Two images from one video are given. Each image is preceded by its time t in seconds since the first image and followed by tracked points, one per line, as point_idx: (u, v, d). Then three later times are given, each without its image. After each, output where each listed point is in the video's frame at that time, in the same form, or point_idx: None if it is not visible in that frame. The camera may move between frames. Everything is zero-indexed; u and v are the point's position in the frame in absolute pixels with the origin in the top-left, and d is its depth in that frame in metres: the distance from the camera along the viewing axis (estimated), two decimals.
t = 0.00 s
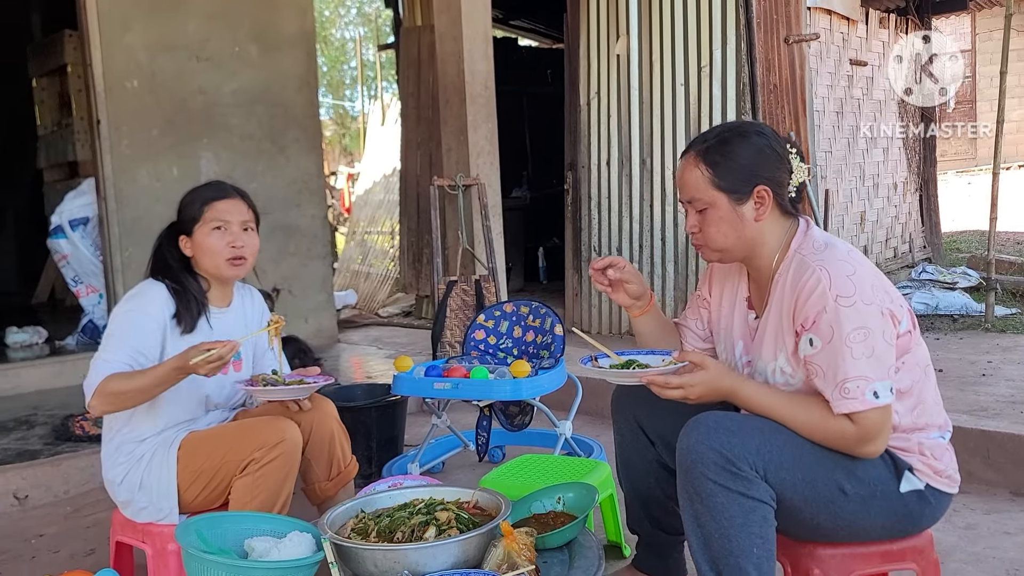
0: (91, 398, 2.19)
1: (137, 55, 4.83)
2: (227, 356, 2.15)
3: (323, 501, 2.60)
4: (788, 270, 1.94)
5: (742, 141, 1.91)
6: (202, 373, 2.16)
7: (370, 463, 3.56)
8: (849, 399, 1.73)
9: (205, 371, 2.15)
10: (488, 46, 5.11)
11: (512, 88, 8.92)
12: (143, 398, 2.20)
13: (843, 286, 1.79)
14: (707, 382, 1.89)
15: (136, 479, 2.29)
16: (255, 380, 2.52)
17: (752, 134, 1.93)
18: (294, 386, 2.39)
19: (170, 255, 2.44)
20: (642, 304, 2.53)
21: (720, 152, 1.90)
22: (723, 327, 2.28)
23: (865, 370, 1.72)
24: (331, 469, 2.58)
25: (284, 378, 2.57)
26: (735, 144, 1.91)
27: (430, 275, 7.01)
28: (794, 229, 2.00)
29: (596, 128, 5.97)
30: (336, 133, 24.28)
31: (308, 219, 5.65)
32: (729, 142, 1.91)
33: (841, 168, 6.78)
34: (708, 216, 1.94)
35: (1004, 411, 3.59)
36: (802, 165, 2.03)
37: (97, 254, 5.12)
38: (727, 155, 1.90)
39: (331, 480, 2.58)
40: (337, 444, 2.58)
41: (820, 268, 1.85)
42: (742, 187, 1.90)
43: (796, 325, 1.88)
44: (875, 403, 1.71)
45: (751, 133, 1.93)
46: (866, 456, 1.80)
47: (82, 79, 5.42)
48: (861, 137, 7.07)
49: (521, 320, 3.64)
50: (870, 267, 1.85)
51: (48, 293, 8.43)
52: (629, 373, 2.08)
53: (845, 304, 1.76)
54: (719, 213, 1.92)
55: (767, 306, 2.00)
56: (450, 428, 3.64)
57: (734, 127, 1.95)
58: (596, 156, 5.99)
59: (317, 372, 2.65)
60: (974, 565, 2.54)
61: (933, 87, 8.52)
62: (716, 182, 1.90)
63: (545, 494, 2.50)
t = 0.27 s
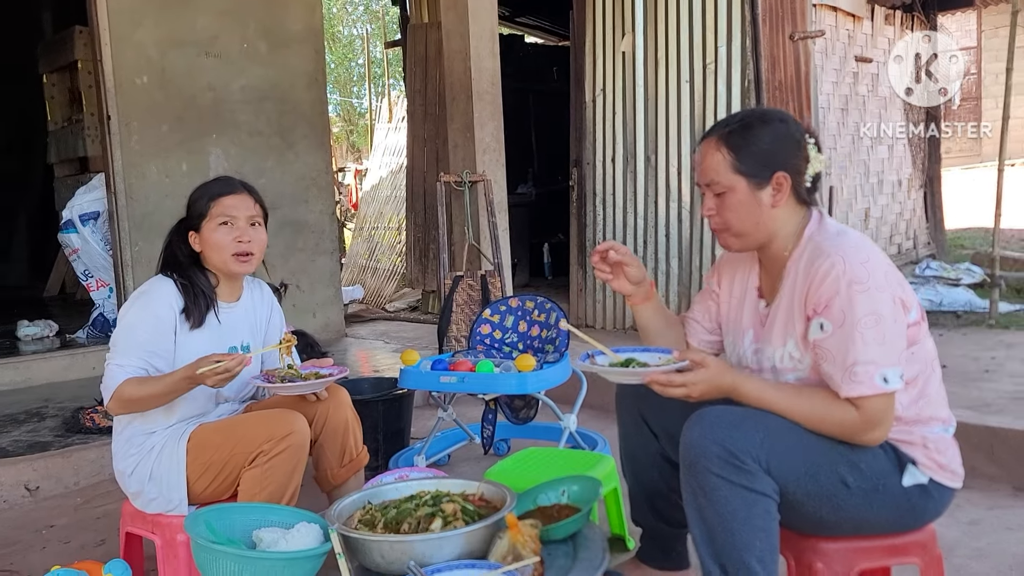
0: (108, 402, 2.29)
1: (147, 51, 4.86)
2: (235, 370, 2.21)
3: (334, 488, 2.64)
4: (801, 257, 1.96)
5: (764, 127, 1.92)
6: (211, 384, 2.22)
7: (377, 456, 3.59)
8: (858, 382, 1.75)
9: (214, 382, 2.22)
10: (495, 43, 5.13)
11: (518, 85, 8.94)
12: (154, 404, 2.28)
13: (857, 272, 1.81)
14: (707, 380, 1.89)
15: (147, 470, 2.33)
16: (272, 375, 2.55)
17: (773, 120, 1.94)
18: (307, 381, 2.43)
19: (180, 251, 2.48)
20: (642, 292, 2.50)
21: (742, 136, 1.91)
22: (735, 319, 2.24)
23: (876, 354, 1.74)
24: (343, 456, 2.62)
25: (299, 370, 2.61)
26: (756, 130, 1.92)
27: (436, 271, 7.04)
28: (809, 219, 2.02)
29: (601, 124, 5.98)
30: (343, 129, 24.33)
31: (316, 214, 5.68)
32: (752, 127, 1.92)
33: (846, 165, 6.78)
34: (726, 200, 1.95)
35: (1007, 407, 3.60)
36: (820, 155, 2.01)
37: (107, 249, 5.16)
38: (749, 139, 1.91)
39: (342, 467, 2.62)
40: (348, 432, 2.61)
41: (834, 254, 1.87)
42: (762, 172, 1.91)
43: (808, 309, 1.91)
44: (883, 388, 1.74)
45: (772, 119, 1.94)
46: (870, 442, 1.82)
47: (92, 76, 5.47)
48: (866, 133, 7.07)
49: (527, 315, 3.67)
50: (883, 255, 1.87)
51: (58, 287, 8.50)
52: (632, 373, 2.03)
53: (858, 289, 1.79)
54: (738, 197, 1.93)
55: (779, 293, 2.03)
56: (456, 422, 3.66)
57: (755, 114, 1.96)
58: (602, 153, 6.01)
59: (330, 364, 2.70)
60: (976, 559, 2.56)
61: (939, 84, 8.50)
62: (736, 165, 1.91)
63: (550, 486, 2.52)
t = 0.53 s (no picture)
0: (116, 397, 2.30)
1: (153, 46, 4.87)
2: (244, 366, 2.23)
3: (340, 481, 2.64)
4: (816, 246, 1.96)
5: (787, 114, 1.90)
6: (220, 381, 2.24)
7: (381, 450, 3.60)
8: (870, 370, 1.75)
9: (222, 378, 2.23)
10: (500, 38, 5.12)
11: (524, 80, 8.93)
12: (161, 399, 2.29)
13: (871, 261, 1.81)
14: (713, 378, 1.91)
15: (152, 464, 2.33)
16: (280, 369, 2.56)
17: (795, 109, 1.92)
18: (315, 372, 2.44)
19: (186, 246, 2.49)
20: (641, 285, 2.47)
21: (764, 122, 1.90)
22: (747, 311, 2.23)
23: (888, 343, 1.74)
24: (349, 450, 2.62)
25: (306, 363, 2.62)
26: (778, 117, 1.90)
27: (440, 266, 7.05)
28: (824, 209, 2.02)
29: (606, 119, 5.98)
30: (348, 125, 24.34)
31: (321, 209, 5.69)
32: (774, 114, 1.90)
33: (851, 161, 6.76)
34: (745, 186, 1.93)
35: (1013, 404, 3.59)
36: (838, 146, 1.99)
37: (113, 243, 5.18)
38: (771, 126, 1.89)
39: (348, 460, 2.62)
40: (354, 426, 2.62)
41: (850, 242, 1.87)
42: (783, 160, 1.89)
43: (820, 297, 1.91)
44: (894, 376, 1.74)
45: (795, 108, 1.93)
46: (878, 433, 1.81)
47: (99, 70, 5.48)
48: (872, 129, 7.05)
49: (532, 310, 3.65)
50: (897, 246, 1.87)
51: (64, 281, 8.53)
52: (636, 373, 2.06)
53: (873, 278, 1.79)
54: (757, 183, 1.92)
55: (792, 282, 2.02)
56: (461, 416, 3.67)
57: (777, 102, 1.94)
58: (607, 148, 6.00)
59: (337, 357, 2.70)
60: (981, 556, 2.55)
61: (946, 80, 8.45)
62: (757, 152, 1.89)
63: (555, 481, 2.52)
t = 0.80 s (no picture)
0: (121, 395, 2.31)
1: (157, 44, 4.87)
2: (249, 367, 2.22)
3: (343, 479, 2.64)
4: (824, 238, 1.96)
5: (801, 108, 1.90)
6: (224, 382, 2.24)
7: (385, 448, 3.61)
8: (869, 359, 1.75)
9: (227, 379, 2.23)
10: (504, 37, 5.12)
11: (527, 80, 8.94)
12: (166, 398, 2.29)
13: (879, 252, 1.81)
14: (712, 367, 1.89)
15: (157, 461, 2.35)
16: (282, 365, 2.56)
17: (811, 104, 1.92)
18: (321, 369, 2.43)
19: (193, 245, 2.49)
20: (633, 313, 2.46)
21: (779, 115, 1.89)
22: (755, 307, 2.24)
23: (890, 333, 1.74)
24: (352, 448, 2.63)
25: (310, 361, 2.62)
26: (793, 110, 1.90)
27: (444, 264, 7.05)
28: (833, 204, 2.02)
29: (610, 118, 5.98)
30: (352, 124, 24.36)
31: (325, 208, 5.70)
32: (789, 108, 1.90)
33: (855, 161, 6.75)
34: (756, 178, 1.93)
35: (1017, 404, 3.58)
36: (848, 146, 2.01)
37: (118, 241, 5.20)
38: (785, 119, 1.89)
39: (352, 458, 2.63)
40: (359, 424, 2.62)
41: (859, 234, 1.87)
42: (796, 153, 1.89)
43: (825, 287, 1.91)
44: (893, 367, 1.74)
45: (811, 102, 1.93)
46: (874, 421, 1.80)
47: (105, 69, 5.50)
48: (876, 129, 7.04)
49: (535, 309, 3.66)
50: (905, 241, 1.87)
51: (69, 279, 8.56)
52: (631, 360, 2.03)
53: (879, 268, 1.79)
54: (769, 175, 1.91)
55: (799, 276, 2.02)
56: (464, 415, 3.68)
57: (793, 96, 1.94)
58: (611, 147, 6.00)
59: (341, 355, 2.69)
60: (985, 556, 2.55)
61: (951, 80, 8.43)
62: (770, 144, 1.89)
63: (558, 480, 2.52)
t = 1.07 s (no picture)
0: (125, 392, 2.31)
1: (161, 40, 4.87)
2: (251, 365, 2.24)
3: (346, 474, 2.65)
4: (823, 227, 1.95)
5: (808, 105, 1.89)
6: (228, 381, 2.25)
7: (388, 444, 3.61)
8: (849, 344, 1.75)
9: (230, 378, 2.24)
10: (508, 33, 5.11)
11: (531, 76, 8.92)
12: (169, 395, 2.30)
13: (875, 243, 1.81)
14: (691, 334, 1.91)
15: (159, 457, 2.35)
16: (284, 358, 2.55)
17: (818, 101, 1.91)
18: (323, 364, 2.44)
19: (195, 242, 2.47)
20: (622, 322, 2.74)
21: (786, 110, 1.88)
22: (755, 303, 2.23)
23: (873, 322, 1.74)
24: (354, 444, 2.63)
25: (313, 356, 2.61)
26: (800, 106, 1.89)
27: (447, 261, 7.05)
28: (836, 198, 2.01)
29: (614, 115, 5.96)
30: (356, 120, 24.36)
31: (328, 204, 5.70)
32: (796, 104, 1.89)
33: (859, 158, 6.73)
34: (760, 173, 1.91)
35: (1021, 402, 3.57)
36: (851, 146, 2.00)
37: (121, 237, 5.20)
38: (792, 115, 1.87)
39: (354, 454, 2.63)
40: (361, 420, 2.62)
41: (857, 225, 1.87)
42: (801, 150, 1.88)
43: (819, 272, 1.91)
44: (872, 355, 1.74)
45: (819, 99, 1.92)
46: (846, 408, 1.82)
47: (108, 65, 5.50)
48: (880, 126, 7.02)
49: (538, 306, 3.67)
50: (904, 237, 1.86)
51: (73, 275, 8.58)
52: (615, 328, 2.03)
53: (872, 257, 1.79)
54: (773, 170, 1.90)
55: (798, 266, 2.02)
56: (466, 411, 3.68)
57: (801, 92, 1.93)
58: (614, 144, 5.99)
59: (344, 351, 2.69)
60: (988, 553, 2.54)
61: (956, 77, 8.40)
62: (776, 140, 1.87)
63: (560, 476, 2.52)
